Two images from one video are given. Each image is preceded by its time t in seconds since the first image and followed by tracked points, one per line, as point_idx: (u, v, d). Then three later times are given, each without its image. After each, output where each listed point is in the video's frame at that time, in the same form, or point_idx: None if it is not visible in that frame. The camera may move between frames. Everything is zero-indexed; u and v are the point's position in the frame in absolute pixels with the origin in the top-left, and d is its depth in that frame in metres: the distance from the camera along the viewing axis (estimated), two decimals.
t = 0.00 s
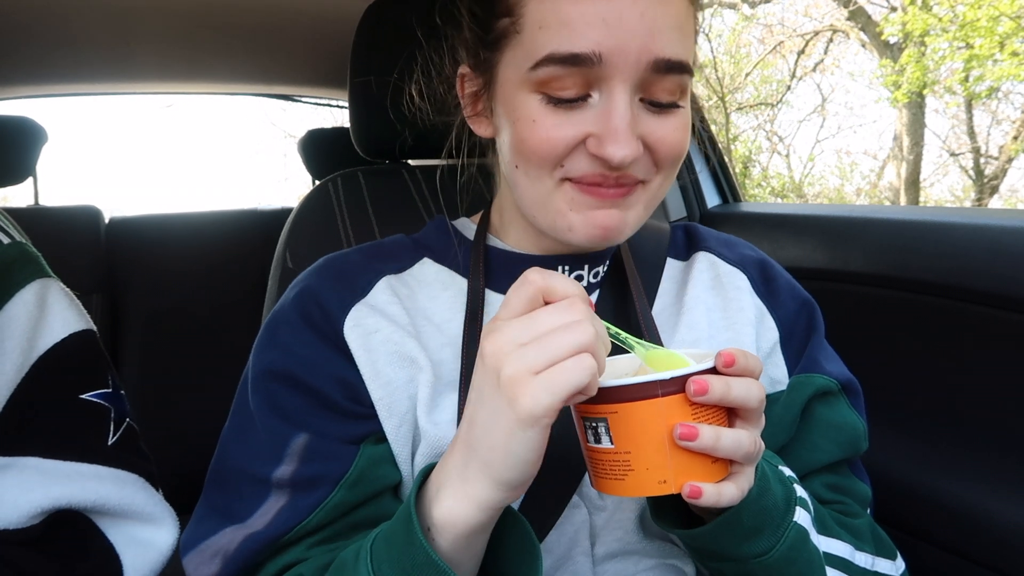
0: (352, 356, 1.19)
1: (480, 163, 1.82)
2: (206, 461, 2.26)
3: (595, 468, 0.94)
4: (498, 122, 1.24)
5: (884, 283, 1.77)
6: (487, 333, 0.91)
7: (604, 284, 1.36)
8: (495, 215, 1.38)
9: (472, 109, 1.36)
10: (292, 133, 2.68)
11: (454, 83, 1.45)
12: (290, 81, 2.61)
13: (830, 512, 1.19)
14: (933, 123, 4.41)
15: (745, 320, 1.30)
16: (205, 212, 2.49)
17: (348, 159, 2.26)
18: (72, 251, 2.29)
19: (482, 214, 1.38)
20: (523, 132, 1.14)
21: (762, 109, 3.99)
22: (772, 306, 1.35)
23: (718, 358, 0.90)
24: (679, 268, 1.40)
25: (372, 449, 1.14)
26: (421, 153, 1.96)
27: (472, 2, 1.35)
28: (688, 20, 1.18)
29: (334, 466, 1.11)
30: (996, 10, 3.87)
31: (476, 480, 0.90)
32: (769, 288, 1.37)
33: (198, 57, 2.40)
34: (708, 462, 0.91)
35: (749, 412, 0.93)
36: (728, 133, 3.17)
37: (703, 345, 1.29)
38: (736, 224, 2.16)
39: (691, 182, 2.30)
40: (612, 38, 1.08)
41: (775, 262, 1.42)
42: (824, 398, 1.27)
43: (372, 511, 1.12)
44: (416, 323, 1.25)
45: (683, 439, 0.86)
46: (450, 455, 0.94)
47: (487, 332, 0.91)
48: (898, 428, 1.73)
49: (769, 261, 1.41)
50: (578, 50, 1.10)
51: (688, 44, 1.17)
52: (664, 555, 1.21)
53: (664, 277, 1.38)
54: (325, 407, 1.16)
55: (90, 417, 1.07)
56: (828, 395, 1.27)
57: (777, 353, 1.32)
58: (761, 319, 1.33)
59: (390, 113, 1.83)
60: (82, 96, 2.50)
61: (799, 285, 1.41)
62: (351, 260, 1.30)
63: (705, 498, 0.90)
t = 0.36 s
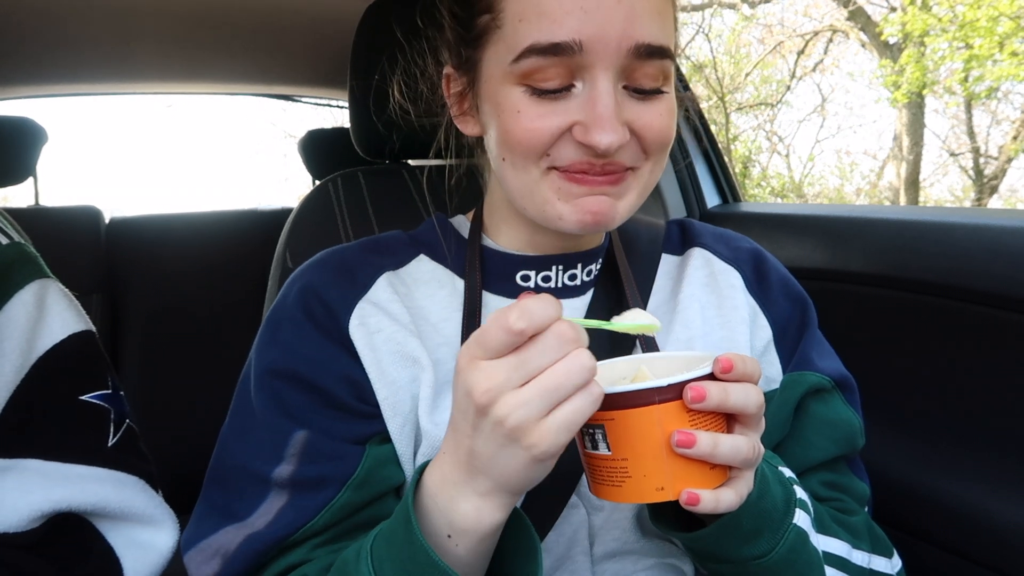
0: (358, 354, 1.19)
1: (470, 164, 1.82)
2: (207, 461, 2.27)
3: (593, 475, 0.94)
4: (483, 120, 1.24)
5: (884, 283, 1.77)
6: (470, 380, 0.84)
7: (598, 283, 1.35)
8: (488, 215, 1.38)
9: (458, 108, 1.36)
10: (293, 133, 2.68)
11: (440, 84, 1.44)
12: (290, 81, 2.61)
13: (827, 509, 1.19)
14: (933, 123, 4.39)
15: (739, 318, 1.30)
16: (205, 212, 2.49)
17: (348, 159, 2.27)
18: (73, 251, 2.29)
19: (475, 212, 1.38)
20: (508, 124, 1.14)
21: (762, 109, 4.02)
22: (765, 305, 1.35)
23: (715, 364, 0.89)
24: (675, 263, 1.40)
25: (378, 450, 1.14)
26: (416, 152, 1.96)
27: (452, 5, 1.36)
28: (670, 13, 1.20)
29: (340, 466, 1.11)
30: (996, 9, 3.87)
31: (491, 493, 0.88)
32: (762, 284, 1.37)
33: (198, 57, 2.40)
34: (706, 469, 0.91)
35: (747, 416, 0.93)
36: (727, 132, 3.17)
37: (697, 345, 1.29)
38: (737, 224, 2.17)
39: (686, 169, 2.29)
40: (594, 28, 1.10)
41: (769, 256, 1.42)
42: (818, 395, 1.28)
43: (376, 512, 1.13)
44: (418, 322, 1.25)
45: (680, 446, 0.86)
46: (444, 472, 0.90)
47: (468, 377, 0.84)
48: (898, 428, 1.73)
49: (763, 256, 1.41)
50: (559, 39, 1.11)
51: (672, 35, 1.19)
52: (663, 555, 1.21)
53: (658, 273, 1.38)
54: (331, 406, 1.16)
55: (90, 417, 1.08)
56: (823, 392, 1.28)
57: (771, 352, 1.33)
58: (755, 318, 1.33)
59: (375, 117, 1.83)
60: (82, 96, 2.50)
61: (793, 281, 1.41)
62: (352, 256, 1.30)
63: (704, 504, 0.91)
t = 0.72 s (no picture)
0: (362, 348, 1.19)
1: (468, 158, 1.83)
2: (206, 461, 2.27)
3: (576, 439, 0.96)
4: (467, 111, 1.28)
5: (884, 283, 1.77)
6: (443, 350, 0.83)
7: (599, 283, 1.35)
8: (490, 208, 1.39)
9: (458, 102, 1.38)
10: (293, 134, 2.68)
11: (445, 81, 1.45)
12: (290, 81, 2.61)
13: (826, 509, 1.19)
14: (933, 123, 4.41)
15: (740, 320, 1.30)
16: (205, 212, 2.49)
17: (348, 159, 2.27)
18: (73, 251, 2.29)
19: (479, 209, 1.38)
20: (475, 122, 1.18)
21: (762, 109, 4.01)
22: (765, 307, 1.35)
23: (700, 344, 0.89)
24: (677, 266, 1.40)
25: (382, 442, 1.14)
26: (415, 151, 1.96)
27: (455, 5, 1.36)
28: (651, 12, 1.19)
29: (344, 458, 1.12)
30: (996, 9, 3.91)
31: (480, 451, 0.88)
32: (763, 288, 1.37)
33: (198, 57, 2.39)
34: (682, 444, 0.91)
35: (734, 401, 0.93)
36: (727, 133, 3.17)
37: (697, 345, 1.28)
38: (736, 224, 2.16)
39: (687, 171, 2.28)
40: (553, 29, 1.11)
41: (771, 260, 1.42)
42: (817, 395, 1.28)
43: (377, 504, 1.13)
44: (421, 317, 1.25)
45: (655, 417, 0.87)
46: (430, 439, 0.90)
47: (440, 346, 0.83)
48: (898, 428, 1.73)
49: (764, 259, 1.41)
50: (518, 40, 1.13)
51: (648, 33, 1.18)
52: (661, 555, 1.20)
53: (661, 274, 1.38)
54: (336, 399, 1.16)
55: (92, 417, 1.08)
56: (823, 392, 1.28)
57: (772, 354, 1.31)
58: (756, 321, 1.33)
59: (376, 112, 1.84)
60: (82, 96, 2.50)
61: (795, 284, 1.41)
62: (353, 250, 1.30)
63: (675, 478, 0.89)
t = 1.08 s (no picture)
0: (359, 344, 1.20)
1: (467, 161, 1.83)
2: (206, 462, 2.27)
3: (535, 396, 1.00)
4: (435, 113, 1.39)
5: (885, 284, 1.77)
6: (397, 303, 0.87)
7: (595, 279, 1.34)
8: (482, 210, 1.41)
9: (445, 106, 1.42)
10: (292, 134, 2.68)
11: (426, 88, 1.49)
12: (290, 81, 2.61)
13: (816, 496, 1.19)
14: (933, 123, 4.38)
15: (735, 318, 1.31)
16: (205, 212, 2.49)
17: (348, 159, 2.27)
18: (74, 251, 2.29)
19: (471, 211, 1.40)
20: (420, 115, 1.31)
21: (761, 110, 4.11)
22: (760, 305, 1.35)
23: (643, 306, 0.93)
24: (673, 263, 1.39)
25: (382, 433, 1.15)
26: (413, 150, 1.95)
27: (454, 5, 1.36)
28: None
29: (346, 450, 1.12)
30: (996, 10, 3.89)
31: (454, 405, 0.91)
32: (757, 284, 1.37)
33: (198, 57, 2.40)
34: (621, 400, 0.93)
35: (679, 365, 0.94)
36: (727, 132, 3.17)
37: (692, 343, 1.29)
38: (736, 224, 2.16)
39: (688, 172, 2.28)
40: (446, 11, 1.23)
41: (765, 253, 1.43)
42: (810, 389, 1.27)
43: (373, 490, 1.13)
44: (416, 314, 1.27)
45: (590, 369, 0.90)
46: (409, 403, 0.92)
47: (396, 299, 0.87)
48: (898, 428, 1.73)
49: (759, 255, 1.41)
50: (430, 29, 1.26)
51: (554, 4, 1.21)
52: (659, 549, 1.20)
53: (657, 272, 1.38)
54: (335, 394, 1.16)
55: (91, 419, 1.08)
56: (816, 387, 1.27)
57: (766, 350, 1.32)
58: (750, 317, 1.33)
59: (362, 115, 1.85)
60: (81, 96, 2.50)
61: (789, 279, 1.41)
62: (350, 249, 1.31)
63: (608, 431, 0.90)
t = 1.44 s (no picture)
0: (354, 344, 1.21)
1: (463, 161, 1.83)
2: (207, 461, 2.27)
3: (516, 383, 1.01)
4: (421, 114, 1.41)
5: (885, 283, 1.77)
6: (397, 292, 0.89)
7: (587, 275, 1.35)
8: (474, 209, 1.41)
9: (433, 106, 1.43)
10: (293, 134, 2.68)
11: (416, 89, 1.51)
12: (290, 81, 2.61)
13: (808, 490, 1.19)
14: (933, 123, 4.39)
15: (727, 310, 1.31)
16: (206, 212, 2.50)
17: (348, 159, 2.27)
18: (74, 250, 2.30)
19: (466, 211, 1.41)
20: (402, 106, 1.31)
21: (761, 109, 4.09)
22: (749, 297, 1.35)
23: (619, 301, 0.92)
24: (666, 255, 1.40)
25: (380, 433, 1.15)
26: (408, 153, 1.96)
27: None
28: None
29: (343, 450, 1.13)
30: (996, 10, 3.89)
31: (449, 398, 0.92)
32: (747, 276, 1.38)
33: (198, 57, 2.40)
34: (592, 392, 0.94)
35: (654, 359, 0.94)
36: (727, 132, 3.16)
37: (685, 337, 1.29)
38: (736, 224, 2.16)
39: (688, 172, 2.28)
40: None
41: (755, 240, 1.44)
42: (801, 381, 1.27)
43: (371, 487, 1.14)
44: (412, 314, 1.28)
45: (562, 361, 0.91)
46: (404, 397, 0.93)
47: (397, 288, 0.89)
48: (899, 428, 1.73)
49: (748, 242, 1.42)
50: (408, 18, 1.28)
51: None
52: (658, 545, 1.20)
53: (649, 265, 1.38)
54: (332, 393, 1.17)
55: (83, 411, 1.08)
56: (806, 378, 1.27)
57: (757, 343, 1.32)
58: (741, 310, 1.34)
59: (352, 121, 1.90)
60: (81, 96, 2.50)
61: (780, 268, 1.41)
62: (347, 251, 1.32)
63: (577, 422, 0.91)
